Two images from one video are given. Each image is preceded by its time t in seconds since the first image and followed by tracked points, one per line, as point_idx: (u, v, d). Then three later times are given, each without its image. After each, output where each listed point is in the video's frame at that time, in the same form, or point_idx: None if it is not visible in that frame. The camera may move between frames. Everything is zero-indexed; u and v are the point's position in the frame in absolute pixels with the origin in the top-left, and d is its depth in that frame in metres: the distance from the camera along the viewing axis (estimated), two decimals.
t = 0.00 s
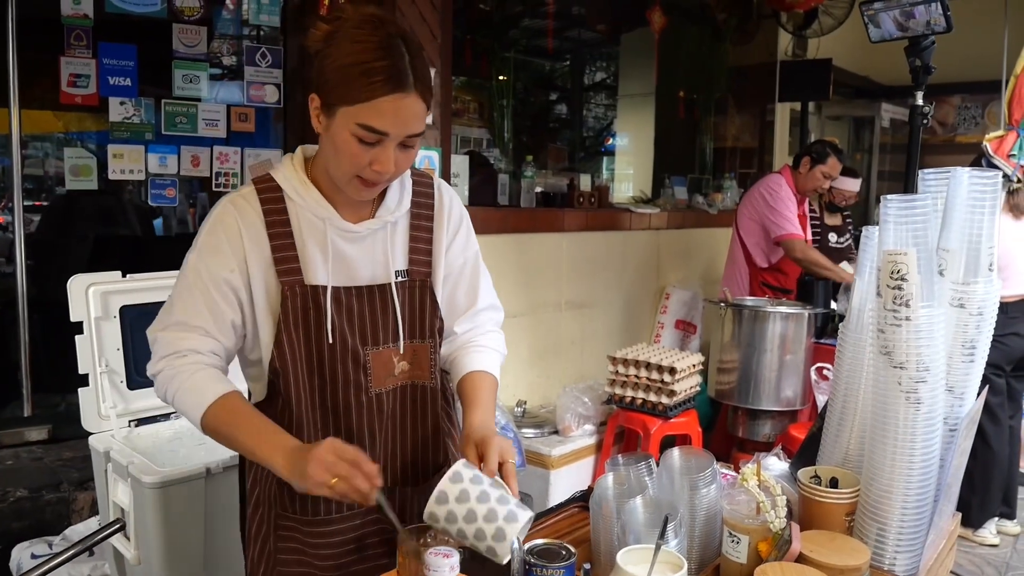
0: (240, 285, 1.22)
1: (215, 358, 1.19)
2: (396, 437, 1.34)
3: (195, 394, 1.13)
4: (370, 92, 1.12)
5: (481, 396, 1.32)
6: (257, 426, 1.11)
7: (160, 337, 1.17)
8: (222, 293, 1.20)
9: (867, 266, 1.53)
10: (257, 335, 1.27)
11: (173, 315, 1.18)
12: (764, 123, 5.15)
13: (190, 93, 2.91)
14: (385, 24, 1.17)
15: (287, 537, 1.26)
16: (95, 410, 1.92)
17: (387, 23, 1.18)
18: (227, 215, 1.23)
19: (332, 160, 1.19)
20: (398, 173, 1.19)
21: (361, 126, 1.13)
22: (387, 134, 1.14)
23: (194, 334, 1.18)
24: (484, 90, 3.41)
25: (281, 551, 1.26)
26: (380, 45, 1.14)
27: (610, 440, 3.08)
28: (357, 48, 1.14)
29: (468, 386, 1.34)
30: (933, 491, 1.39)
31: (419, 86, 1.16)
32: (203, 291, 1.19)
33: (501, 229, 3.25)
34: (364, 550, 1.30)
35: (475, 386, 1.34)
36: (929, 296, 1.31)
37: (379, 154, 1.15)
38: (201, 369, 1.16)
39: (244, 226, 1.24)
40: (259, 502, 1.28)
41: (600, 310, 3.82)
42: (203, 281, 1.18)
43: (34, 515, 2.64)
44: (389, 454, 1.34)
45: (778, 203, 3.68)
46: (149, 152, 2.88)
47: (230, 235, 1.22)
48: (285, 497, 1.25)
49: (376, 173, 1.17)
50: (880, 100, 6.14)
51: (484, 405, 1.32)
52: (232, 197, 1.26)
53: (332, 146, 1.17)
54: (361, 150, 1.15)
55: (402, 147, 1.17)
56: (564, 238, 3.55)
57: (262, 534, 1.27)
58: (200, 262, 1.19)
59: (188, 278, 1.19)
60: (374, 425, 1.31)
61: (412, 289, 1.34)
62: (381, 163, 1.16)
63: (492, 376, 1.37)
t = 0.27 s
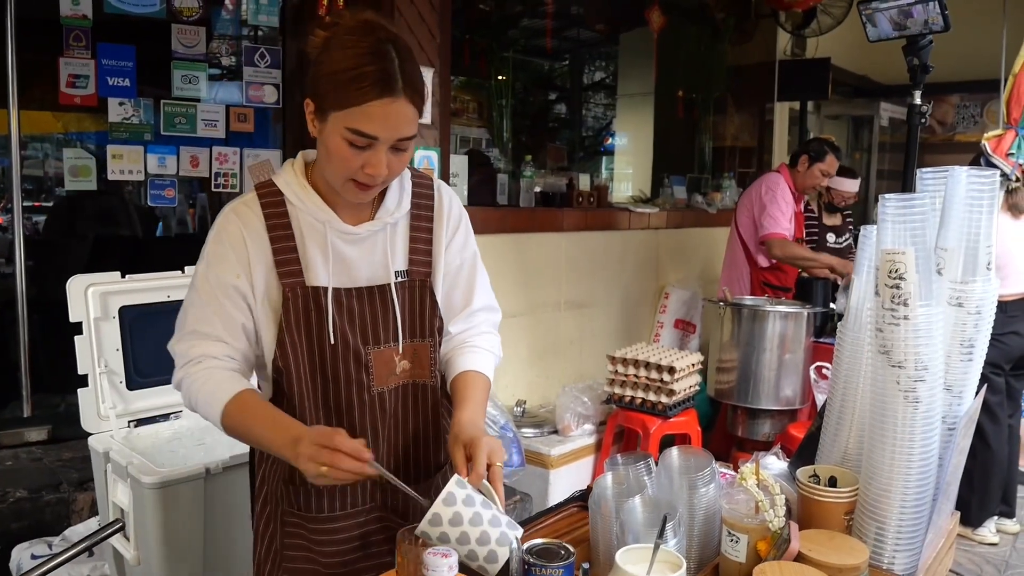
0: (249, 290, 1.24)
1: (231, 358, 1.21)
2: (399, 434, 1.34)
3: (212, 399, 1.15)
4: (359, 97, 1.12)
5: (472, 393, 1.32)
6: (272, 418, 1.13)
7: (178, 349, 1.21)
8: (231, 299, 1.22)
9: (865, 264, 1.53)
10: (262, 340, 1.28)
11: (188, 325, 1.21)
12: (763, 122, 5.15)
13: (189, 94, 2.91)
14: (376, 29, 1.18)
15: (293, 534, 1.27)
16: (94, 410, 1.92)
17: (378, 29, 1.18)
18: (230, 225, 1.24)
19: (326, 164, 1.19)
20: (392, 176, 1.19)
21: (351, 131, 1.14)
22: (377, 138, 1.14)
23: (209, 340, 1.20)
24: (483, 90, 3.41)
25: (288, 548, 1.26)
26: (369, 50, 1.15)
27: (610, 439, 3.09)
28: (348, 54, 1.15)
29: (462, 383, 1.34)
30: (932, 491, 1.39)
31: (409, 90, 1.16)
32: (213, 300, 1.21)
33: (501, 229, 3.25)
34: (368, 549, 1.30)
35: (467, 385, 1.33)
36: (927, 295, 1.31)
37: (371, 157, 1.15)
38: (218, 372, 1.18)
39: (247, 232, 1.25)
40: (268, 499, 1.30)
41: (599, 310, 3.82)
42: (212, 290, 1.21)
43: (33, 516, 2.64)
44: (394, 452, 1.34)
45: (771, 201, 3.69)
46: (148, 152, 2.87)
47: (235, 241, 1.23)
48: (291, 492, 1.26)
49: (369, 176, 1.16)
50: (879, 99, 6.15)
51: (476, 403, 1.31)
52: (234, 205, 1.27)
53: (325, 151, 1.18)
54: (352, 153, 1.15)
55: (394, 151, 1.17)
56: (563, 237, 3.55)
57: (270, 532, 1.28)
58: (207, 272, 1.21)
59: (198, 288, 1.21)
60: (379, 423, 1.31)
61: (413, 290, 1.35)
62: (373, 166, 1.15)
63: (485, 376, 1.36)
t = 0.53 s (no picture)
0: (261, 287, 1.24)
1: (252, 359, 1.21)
2: (398, 432, 1.34)
3: (234, 401, 1.14)
4: (356, 95, 1.12)
5: (471, 394, 1.32)
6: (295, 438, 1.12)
7: (198, 354, 1.21)
8: (245, 297, 1.21)
9: (864, 263, 1.53)
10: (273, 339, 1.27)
11: (206, 330, 1.21)
12: (763, 122, 5.15)
13: (188, 94, 2.90)
14: (374, 28, 1.18)
15: (293, 532, 1.27)
16: (93, 411, 1.92)
17: (376, 30, 1.18)
18: (237, 225, 1.24)
19: (328, 164, 1.20)
20: (393, 174, 1.19)
21: (351, 129, 1.14)
22: (377, 135, 1.14)
23: (227, 341, 1.20)
24: (482, 90, 3.41)
25: (288, 544, 1.27)
26: (368, 49, 1.15)
27: (610, 439, 3.09)
28: (347, 53, 1.15)
29: (461, 383, 1.33)
30: (931, 491, 1.39)
31: (408, 87, 1.16)
32: (228, 300, 1.20)
33: (500, 229, 3.25)
34: (368, 547, 1.29)
35: (467, 382, 1.33)
36: (926, 295, 1.31)
37: (371, 155, 1.15)
38: (239, 376, 1.17)
39: (253, 230, 1.25)
40: (268, 498, 1.30)
41: (599, 309, 3.82)
42: (226, 290, 1.20)
43: (33, 517, 2.64)
44: (394, 450, 1.34)
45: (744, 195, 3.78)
46: (147, 153, 2.87)
47: (243, 240, 1.23)
48: (289, 489, 1.27)
49: (370, 174, 1.16)
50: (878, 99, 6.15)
51: (472, 404, 1.31)
52: (239, 206, 1.27)
53: (326, 150, 1.18)
54: (353, 151, 1.15)
55: (394, 148, 1.17)
56: (562, 237, 3.55)
57: (270, 531, 1.29)
58: (219, 271, 1.21)
59: (212, 289, 1.21)
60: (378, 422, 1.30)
61: (415, 288, 1.35)
62: (374, 164, 1.15)
63: (484, 376, 1.36)
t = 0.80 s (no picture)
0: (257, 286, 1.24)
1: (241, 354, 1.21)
2: (401, 435, 1.33)
3: (220, 391, 1.15)
4: (368, 95, 1.12)
5: (482, 413, 1.32)
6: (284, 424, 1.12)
7: (185, 344, 1.21)
8: (240, 293, 1.22)
9: (864, 264, 1.53)
10: (269, 336, 1.28)
11: (196, 320, 1.21)
12: (762, 122, 5.15)
13: (187, 94, 2.90)
14: (388, 29, 1.17)
15: (296, 533, 1.26)
16: (94, 411, 1.92)
17: (390, 30, 1.18)
18: (241, 220, 1.24)
19: (336, 163, 1.19)
20: (401, 176, 1.19)
21: (361, 129, 1.14)
22: (387, 137, 1.14)
23: (216, 335, 1.20)
24: (482, 90, 3.41)
25: (292, 545, 1.26)
26: (381, 50, 1.15)
27: (610, 439, 3.09)
28: (360, 53, 1.15)
29: (471, 400, 1.34)
30: (932, 491, 1.39)
31: (419, 89, 1.16)
32: (222, 294, 1.21)
33: (500, 229, 3.25)
34: (372, 548, 1.29)
35: (478, 403, 1.33)
36: (926, 295, 1.31)
37: (380, 157, 1.15)
38: (227, 370, 1.17)
39: (257, 226, 1.25)
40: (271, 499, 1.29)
41: (599, 309, 3.82)
42: (221, 284, 1.21)
43: (33, 517, 2.64)
44: (398, 452, 1.33)
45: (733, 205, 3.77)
46: (146, 153, 2.87)
47: (245, 236, 1.24)
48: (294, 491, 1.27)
49: (379, 175, 1.16)
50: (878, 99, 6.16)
51: (487, 423, 1.31)
52: (245, 200, 1.27)
53: (336, 149, 1.18)
54: (362, 152, 1.15)
55: (403, 150, 1.17)
56: (562, 237, 3.55)
57: (271, 530, 1.28)
58: (217, 266, 1.21)
59: (207, 281, 1.21)
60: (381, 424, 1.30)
61: (420, 291, 1.34)
62: (382, 166, 1.16)
63: (494, 392, 1.36)
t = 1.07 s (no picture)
0: (258, 274, 1.24)
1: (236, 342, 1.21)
2: (393, 435, 1.32)
3: (213, 382, 1.14)
4: (382, 92, 1.12)
5: (483, 418, 1.31)
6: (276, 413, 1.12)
7: (180, 327, 1.20)
8: (240, 280, 1.22)
9: (865, 265, 1.53)
10: (266, 325, 1.28)
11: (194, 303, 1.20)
12: (763, 122, 5.15)
13: (188, 95, 2.90)
14: (406, 27, 1.17)
15: (281, 528, 1.27)
16: (93, 412, 1.92)
17: (407, 28, 1.18)
18: (247, 208, 1.25)
19: (346, 158, 1.20)
20: (410, 174, 1.19)
21: (373, 125, 1.14)
22: (397, 134, 1.14)
23: (213, 319, 1.19)
24: (482, 90, 3.41)
25: (275, 540, 1.27)
26: (399, 47, 1.15)
27: (610, 440, 3.08)
28: (377, 50, 1.15)
29: (470, 404, 1.33)
30: (933, 492, 1.39)
31: (434, 88, 1.16)
32: (223, 279, 1.21)
33: (501, 229, 3.25)
34: (356, 548, 1.29)
35: (477, 408, 1.32)
36: (927, 296, 1.31)
37: (389, 154, 1.15)
38: (223, 355, 1.17)
39: (262, 216, 1.26)
40: (258, 492, 1.30)
41: (600, 309, 3.81)
42: (223, 268, 1.20)
43: (33, 517, 2.64)
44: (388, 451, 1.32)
45: (716, 202, 3.75)
46: (146, 153, 2.87)
47: (249, 224, 1.24)
48: (280, 487, 1.27)
49: (388, 173, 1.16)
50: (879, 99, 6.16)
51: (486, 428, 1.30)
52: (253, 187, 1.29)
53: (346, 144, 1.18)
54: (372, 148, 1.15)
55: (414, 149, 1.17)
56: (563, 238, 3.55)
57: (257, 523, 1.28)
58: (219, 250, 1.21)
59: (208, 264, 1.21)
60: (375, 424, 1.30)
61: (422, 293, 1.34)
62: (391, 163, 1.15)
63: (494, 397, 1.36)
